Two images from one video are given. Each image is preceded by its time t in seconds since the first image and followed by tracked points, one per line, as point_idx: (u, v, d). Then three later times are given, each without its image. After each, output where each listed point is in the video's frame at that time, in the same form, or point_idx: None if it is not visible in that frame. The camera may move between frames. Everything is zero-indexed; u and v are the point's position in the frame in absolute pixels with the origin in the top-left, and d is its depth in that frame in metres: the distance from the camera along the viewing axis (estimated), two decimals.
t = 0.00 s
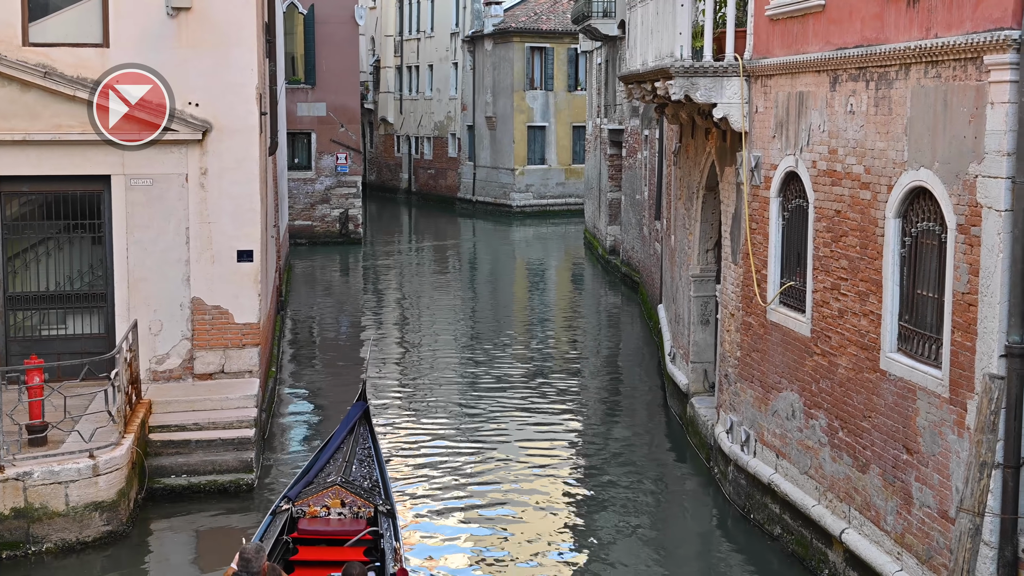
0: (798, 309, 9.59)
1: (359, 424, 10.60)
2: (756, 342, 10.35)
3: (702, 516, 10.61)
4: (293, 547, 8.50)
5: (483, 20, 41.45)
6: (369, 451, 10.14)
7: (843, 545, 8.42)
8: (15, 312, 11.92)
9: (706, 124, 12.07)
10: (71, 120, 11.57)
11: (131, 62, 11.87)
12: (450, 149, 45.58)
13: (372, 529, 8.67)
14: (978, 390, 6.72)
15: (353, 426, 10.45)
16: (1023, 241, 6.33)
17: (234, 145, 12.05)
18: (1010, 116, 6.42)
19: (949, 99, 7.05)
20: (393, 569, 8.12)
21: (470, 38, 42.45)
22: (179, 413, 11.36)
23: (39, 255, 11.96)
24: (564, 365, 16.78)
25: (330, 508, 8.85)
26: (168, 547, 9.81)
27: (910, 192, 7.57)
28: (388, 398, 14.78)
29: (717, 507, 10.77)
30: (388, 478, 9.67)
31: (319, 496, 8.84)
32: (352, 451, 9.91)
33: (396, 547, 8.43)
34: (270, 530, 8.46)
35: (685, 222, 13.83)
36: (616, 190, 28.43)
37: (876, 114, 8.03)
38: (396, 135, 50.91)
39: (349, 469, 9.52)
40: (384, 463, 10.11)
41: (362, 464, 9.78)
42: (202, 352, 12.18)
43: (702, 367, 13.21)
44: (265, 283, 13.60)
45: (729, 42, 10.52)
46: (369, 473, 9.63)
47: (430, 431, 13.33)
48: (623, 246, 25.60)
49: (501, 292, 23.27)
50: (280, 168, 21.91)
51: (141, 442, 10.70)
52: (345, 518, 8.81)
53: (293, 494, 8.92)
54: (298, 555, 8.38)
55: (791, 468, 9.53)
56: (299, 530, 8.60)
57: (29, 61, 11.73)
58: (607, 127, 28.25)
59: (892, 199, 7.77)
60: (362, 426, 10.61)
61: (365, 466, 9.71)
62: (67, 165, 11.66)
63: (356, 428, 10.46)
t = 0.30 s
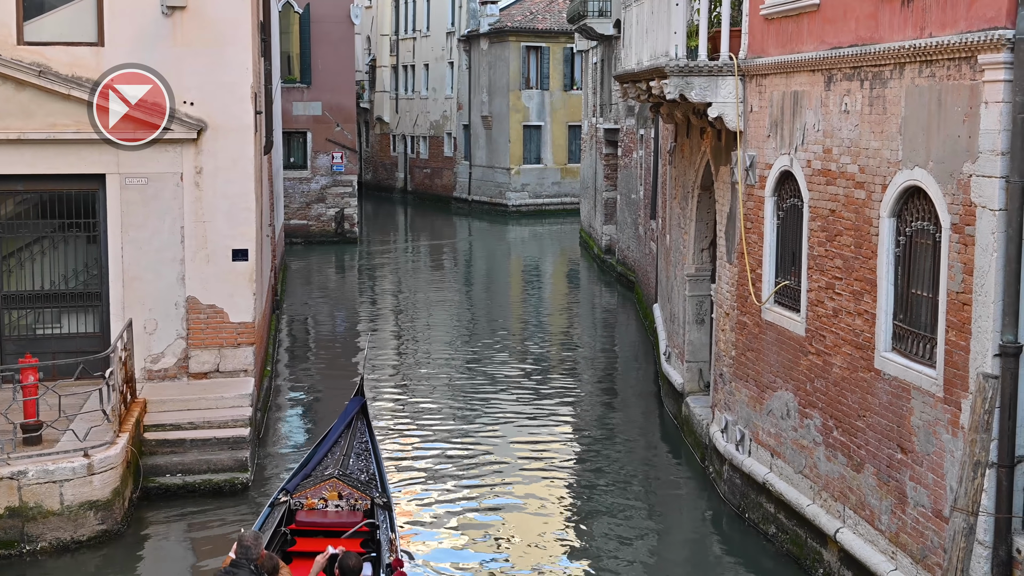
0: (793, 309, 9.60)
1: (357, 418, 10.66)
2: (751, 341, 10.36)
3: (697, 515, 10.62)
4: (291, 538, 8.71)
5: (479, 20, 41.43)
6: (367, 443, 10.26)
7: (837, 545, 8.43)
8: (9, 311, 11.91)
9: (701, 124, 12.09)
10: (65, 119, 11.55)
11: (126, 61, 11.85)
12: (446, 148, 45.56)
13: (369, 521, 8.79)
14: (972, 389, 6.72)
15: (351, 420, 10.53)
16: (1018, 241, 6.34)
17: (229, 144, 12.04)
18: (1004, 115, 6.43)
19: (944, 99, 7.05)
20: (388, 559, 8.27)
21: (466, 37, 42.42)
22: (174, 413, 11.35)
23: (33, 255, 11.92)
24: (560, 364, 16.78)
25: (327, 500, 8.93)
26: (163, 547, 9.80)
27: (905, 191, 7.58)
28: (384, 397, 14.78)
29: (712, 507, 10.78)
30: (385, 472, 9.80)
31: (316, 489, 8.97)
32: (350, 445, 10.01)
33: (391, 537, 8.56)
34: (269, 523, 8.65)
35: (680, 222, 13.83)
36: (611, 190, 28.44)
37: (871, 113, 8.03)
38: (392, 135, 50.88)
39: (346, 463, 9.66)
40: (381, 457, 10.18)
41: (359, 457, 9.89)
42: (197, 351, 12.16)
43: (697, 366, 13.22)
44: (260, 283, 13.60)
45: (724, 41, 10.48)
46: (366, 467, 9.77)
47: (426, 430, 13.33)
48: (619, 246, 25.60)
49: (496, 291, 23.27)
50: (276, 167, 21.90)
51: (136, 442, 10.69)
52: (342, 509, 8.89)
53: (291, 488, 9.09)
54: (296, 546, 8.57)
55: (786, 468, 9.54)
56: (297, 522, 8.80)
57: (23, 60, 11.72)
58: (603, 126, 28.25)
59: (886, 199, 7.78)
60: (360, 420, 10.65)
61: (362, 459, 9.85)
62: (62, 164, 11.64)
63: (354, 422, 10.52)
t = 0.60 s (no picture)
0: (792, 309, 9.60)
1: (359, 414, 10.67)
2: (750, 341, 10.35)
3: (696, 515, 10.62)
4: (294, 531, 8.92)
5: (478, 19, 41.43)
6: (369, 439, 10.37)
7: (837, 545, 8.43)
8: (9, 310, 11.90)
9: (700, 124, 12.09)
10: (64, 119, 11.55)
11: (126, 61, 11.85)
12: (445, 148, 45.54)
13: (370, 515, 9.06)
14: (971, 389, 6.72)
15: (353, 416, 10.56)
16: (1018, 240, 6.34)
17: (228, 144, 12.04)
18: (1003, 115, 6.43)
19: (943, 98, 7.05)
20: (389, 549, 8.54)
21: (466, 37, 42.41)
22: (173, 412, 11.35)
23: (33, 254, 11.91)
24: (559, 364, 16.79)
25: (329, 494, 9.28)
26: (162, 546, 9.80)
27: (904, 191, 7.58)
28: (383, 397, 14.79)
29: (711, 507, 10.78)
30: (386, 466, 9.96)
31: (319, 482, 9.29)
32: (352, 441, 10.13)
33: (392, 528, 8.85)
34: (273, 513, 8.86)
35: (679, 222, 13.82)
36: (611, 190, 28.42)
37: (870, 113, 8.03)
38: (391, 135, 50.88)
39: (348, 458, 9.85)
40: (382, 453, 10.31)
41: (361, 452, 10.06)
42: (196, 351, 12.16)
43: (696, 366, 13.22)
44: (260, 283, 13.59)
45: (723, 41, 10.49)
46: (368, 461, 9.93)
47: (425, 430, 13.34)
48: (618, 246, 25.59)
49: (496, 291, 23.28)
50: (275, 167, 21.91)
51: (135, 442, 10.69)
52: (343, 503, 9.26)
53: (294, 481, 9.37)
54: (299, 539, 8.78)
55: (785, 468, 9.54)
56: (300, 514, 9.01)
57: (23, 60, 11.72)
58: (603, 126, 28.24)
59: (885, 198, 7.78)
60: (362, 416, 10.69)
61: (363, 454, 9.99)
62: (61, 164, 11.64)
63: (356, 418, 10.55)
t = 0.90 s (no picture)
0: (794, 309, 9.60)
1: (364, 412, 10.98)
2: (752, 342, 10.36)
3: (698, 516, 10.62)
4: (299, 524, 8.93)
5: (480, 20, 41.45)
6: (373, 436, 10.65)
7: (839, 546, 8.43)
8: (11, 312, 11.91)
9: (702, 125, 12.09)
10: (67, 120, 11.56)
11: (128, 62, 11.86)
12: (447, 149, 45.56)
13: (374, 509, 9.11)
14: (974, 390, 6.73)
15: (358, 413, 10.87)
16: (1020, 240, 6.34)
17: (231, 144, 12.05)
18: (1005, 116, 6.43)
19: (945, 99, 7.05)
20: (393, 544, 8.61)
21: (467, 38, 42.42)
22: (176, 413, 11.36)
23: (36, 255, 11.93)
24: (562, 365, 16.80)
25: (334, 489, 9.35)
26: (165, 547, 9.80)
27: (906, 192, 7.58)
28: (385, 398, 14.80)
29: (714, 508, 10.78)
30: (390, 462, 10.12)
31: (324, 478, 9.43)
32: (357, 438, 10.38)
33: (396, 524, 8.93)
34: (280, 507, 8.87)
35: (681, 223, 13.81)
36: (613, 190, 28.42)
37: (872, 114, 8.04)
38: (393, 136, 50.91)
39: (353, 454, 10.04)
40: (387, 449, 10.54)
41: (366, 449, 10.25)
42: (198, 352, 12.17)
43: (698, 367, 13.23)
44: (262, 284, 13.62)
45: (725, 41, 10.50)
46: (373, 457, 10.09)
47: (428, 430, 13.35)
48: (620, 246, 25.60)
49: (498, 292, 23.28)
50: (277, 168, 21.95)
51: (137, 442, 10.70)
52: (348, 498, 9.24)
53: (300, 476, 9.54)
54: (305, 533, 8.80)
55: (787, 468, 9.54)
56: (305, 508, 9.02)
57: (25, 61, 11.74)
58: (604, 127, 28.24)
59: (887, 199, 7.79)
60: (367, 414, 11.00)
61: (368, 450, 10.18)
62: (63, 165, 11.65)
63: (362, 415, 10.86)
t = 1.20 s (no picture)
0: (796, 309, 9.59)
1: (368, 408, 10.87)
2: (755, 341, 10.35)
3: (700, 515, 10.63)
4: (305, 516, 9.06)
5: (481, 20, 41.45)
6: (378, 430, 10.52)
7: (842, 545, 8.42)
8: (14, 311, 11.93)
9: (704, 124, 12.07)
10: (69, 120, 11.57)
11: (130, 62, 11.86)
12: (448, 149, 45.57)
13: (378, 502, 9.21)
14: (977, 389, 6.72)
15: (362, 409, 10.75)
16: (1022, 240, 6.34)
17: (233, 144, 12.05)
18: (1008, 115, 6.43)
19: (948, 99, 7.04)
20: (395, 534, 8.71)
21: (469, 37, 42.43)
22: (178, 412, 11.36)
23: (38, 255, 11.94)
24: (563, 365, 16.80)
25: (339, 482, 9.40)
26: (167, 547, 9.81)
27: (909, 192, 7.57)
28: (387, 398, 14.80)
29: (716, 507, 10.78)
30: (394, 457, 10.10)
31: (329, 471, 9.46)
32: (361, 432, 10.28)
33: (399, 515, 9.02)
34: (286, 498, 8.99)
35: (684, 223, 13.80)
36: (614, 190, 28.42)
37: (875, 113, 8.03)
38: (394, 135, 50.93)
39: (358, 448, 9.98)
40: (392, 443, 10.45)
41: (371, 443, 10.19)
42: (201, 352, 12.18)
43: (700, 367, 13.22)
44: (263, 284, 13.64)
45: (727, 41, 10.50)
46: (377, 452, 10.05)
47: (429, 430, 13.35)
48: (621, 246, 25.60)
49: (499, 291, 23.28)
50: (279, 169, 21.95)
51: (140, 442, 10.70)
52: (353, 491, 9.35)
53: (305, 470, 9.52)
54: (310, 525, 8.90)
55: (789, 468, 9.54)
56: (310, 501, 9.15)
57: (28, 61, 11.74)
58: (606, 127, 28.23)
59: (890, 199, 7.77)
60: (371, 410, 10.88)
61: (373, 445, 10.14)
62: (65, 164, 11.65)
63: (366, 411, 10.75)
